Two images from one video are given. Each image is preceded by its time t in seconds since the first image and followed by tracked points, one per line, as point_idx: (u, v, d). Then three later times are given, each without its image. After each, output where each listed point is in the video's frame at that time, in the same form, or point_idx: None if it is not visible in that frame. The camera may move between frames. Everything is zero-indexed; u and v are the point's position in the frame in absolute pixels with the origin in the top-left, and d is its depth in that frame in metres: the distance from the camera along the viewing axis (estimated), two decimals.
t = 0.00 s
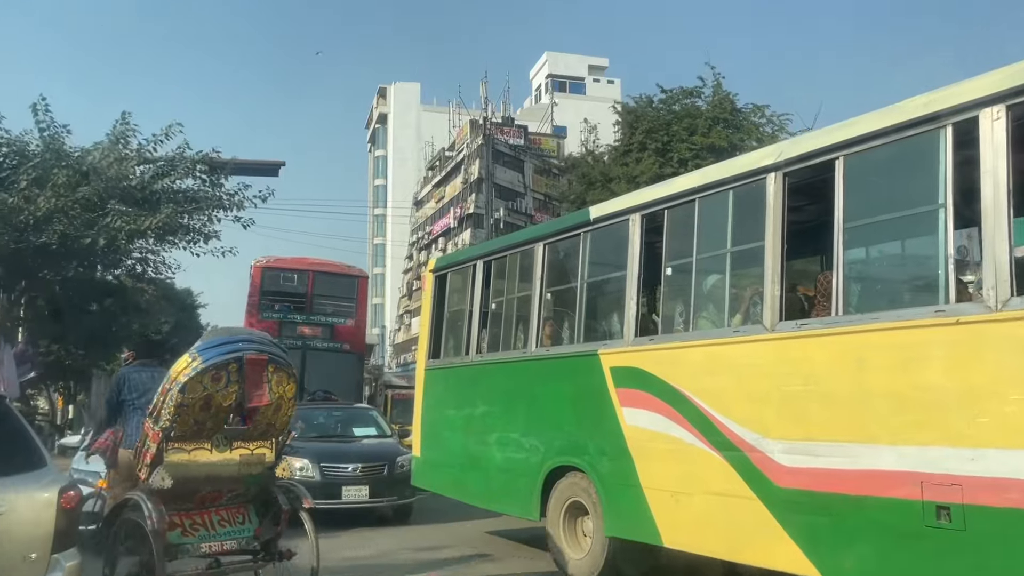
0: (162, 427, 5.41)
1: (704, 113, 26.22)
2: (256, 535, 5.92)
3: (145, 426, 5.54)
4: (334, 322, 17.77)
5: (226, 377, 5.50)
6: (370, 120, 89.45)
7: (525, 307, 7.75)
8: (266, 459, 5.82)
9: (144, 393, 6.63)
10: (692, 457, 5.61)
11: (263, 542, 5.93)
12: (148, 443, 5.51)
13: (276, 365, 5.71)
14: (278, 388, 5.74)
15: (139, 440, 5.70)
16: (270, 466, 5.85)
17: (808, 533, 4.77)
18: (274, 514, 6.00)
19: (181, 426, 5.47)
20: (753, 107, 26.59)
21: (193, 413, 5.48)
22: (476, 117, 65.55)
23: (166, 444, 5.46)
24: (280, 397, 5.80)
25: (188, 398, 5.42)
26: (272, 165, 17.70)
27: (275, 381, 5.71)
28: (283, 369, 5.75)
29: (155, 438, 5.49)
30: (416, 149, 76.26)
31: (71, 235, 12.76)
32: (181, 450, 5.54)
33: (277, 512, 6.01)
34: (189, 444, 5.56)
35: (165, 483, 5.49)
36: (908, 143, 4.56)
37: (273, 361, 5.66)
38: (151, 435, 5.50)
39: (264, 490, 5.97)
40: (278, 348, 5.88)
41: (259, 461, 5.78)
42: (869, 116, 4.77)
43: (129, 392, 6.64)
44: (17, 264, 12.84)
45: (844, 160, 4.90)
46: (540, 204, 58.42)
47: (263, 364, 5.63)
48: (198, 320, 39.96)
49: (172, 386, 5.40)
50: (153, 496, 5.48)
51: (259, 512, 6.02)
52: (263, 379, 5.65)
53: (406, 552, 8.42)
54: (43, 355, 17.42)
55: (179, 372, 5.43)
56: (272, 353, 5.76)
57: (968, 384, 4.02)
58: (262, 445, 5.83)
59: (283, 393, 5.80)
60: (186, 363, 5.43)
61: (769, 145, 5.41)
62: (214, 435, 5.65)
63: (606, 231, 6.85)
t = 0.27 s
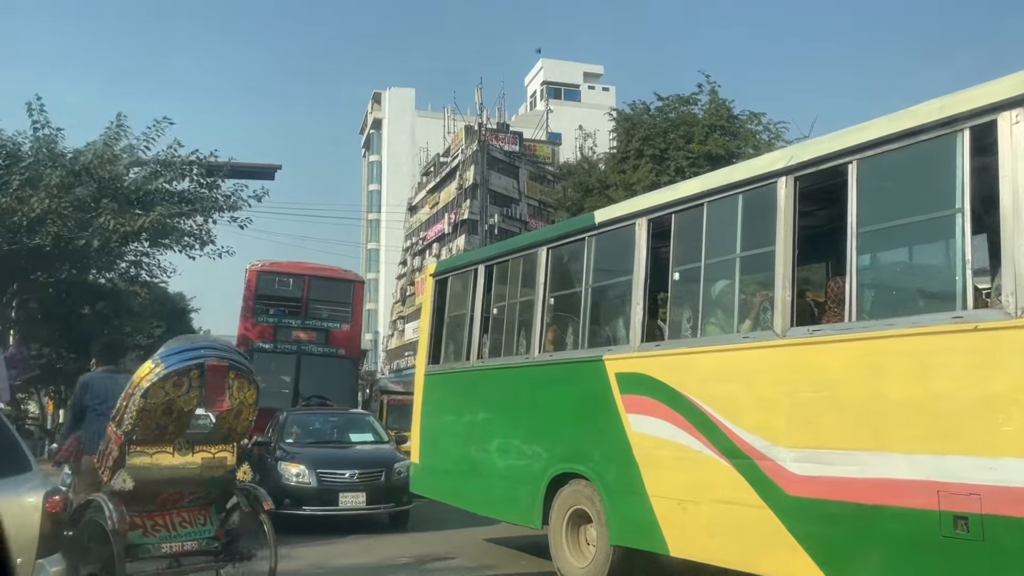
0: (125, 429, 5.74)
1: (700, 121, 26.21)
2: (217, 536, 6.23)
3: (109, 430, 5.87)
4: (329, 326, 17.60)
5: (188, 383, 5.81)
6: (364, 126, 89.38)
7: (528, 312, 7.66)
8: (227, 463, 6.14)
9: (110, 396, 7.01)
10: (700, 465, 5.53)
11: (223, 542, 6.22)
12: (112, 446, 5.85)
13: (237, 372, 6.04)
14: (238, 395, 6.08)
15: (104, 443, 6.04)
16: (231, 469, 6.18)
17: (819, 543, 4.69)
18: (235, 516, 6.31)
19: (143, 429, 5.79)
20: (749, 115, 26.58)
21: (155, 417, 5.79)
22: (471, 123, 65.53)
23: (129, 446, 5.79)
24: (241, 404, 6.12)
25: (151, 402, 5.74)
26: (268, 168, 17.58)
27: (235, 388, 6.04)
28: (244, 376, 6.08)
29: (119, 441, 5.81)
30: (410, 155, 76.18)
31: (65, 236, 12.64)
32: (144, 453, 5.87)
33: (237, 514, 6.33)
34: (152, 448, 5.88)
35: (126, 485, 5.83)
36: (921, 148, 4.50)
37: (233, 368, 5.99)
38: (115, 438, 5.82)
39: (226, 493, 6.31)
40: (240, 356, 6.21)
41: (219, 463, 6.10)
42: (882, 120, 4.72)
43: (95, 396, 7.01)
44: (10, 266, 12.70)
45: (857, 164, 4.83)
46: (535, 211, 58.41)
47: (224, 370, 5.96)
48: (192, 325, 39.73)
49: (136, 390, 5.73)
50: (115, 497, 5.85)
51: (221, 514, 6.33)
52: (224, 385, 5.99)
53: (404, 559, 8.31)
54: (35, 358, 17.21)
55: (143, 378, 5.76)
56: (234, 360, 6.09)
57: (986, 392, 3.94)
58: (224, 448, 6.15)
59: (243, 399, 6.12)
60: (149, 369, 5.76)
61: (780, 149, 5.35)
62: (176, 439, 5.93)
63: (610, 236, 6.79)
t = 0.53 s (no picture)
0: (86, 426, 5.91)
1: (693, 123, 26.19)
2: (178, 531, 6.31)
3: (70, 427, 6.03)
4: (321, 325, 17.42)
5: (149, 381, 6.00)
6: (352, 127, 88.78)
7: (528, 312, 7.56)
8: (187, 459, 6.35)
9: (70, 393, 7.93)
10: (706, 467, 5.45)
11: (183, 537, 6.29)
12: (72, 443, 5.99)
13: (197, 372, 6.24)
14: (197, 394, 6.29)
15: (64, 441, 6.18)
16: (191, 465, 6.39)
17: (829, 547, 4.61)
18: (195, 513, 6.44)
19: (104, 426, 5.97)
20: (742, 117, 26.58)
21: (116, 414, 5.97)
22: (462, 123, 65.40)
23: (90, 443, 5.96)
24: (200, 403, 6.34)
25: (112, 399, 5.92)
26: (260, 165, 17.41)
27: (195, 387, 6.24)
28: (204, 375, 6.28)
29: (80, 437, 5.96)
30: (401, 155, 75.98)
31: (55, 231, 12.45)
32: (104, 449, 6.04)
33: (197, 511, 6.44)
34: (112, 444, 6.06)
35: (86, 480, 5.98)
36: (936, 147, 4.43)
37: (194, 367, 6.20)
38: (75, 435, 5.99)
39: (186, 487, 6.43)
40: (199, 355, 6.41)
41: (179, 459, 6.32)
42: (896, 118, 4.65)
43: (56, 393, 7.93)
44: None
45: (870, 162, 4.77)
46: (526, 212, 58.31)
47: (184, 368, 6.16)
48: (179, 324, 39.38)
49: (98, 388, 5.90)
50: (75, 492, 5.96)
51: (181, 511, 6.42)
52: (183, 384, 6.19)
53: (399, 561, 8.19)
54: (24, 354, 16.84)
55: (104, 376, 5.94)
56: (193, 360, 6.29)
57: (1004, 393, 3.88)
58: (183, 445, 6.36)
59: (203, 397, 6.33)
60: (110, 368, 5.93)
61: (790, 147, 5.29)
62: (136, 436, 6.13)
63: (613, 234, 6.70)
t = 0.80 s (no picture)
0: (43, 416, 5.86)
1: (686, 121, 26.15)
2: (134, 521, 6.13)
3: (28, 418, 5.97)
4: (311, 319, 17.27)
5: (107, 372, 5.96)
6: (341, 120, 88.27)
7: (526, 306, 7.46)
8: (145, 450, 6.29)
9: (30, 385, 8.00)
10: (709, 465, 5.37)
11: (140, 525, 6.11)
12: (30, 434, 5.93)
13: (156, 365, 6.18)
14: (155, 387, 6.24)
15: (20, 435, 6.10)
16: (150, 457, 6.33)
17: (836, 547, 4.54)
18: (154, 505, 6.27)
19: (61, 417, 5.91)
20: (735, 116, 26.57)
21: (73, 405, 5.92)
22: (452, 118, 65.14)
23: (47, 434, 5.90)
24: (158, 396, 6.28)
25: (70, 390, 5.88)
26: (251, 156, 17.21)
27: (153, 380, 6.19)
28: (163, 368, 6.22)
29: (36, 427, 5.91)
30: (390, 149, 75.61)
31: (42, 219, 12.26)
32: (62, 440, 5.96)
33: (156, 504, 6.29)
34: (70, 435, 5.99)
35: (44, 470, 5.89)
36: (950, 142, 4.37)
37: (153, 360, 6.14)
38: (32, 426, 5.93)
39: (144, 481, 6.32)
40: (157, 348, 6.34)
41: (137, 450, 6.23)
42: (909, 112, 4.59)
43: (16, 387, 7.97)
44: None
45: (881, 157, 4.70)
46: (515, 208, 58.20)
47: (142, 362, 6.10)
48: (166, 316, 39.03)
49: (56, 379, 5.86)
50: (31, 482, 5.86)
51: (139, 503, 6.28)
52: (141, 376, 6.12)
53: (392, 557, 8.08)
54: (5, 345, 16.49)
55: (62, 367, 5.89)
56: (153, 354, 6.23)
57: (1016, 392, 3.83)
58: (142, 437, 6.29)
59: (161, 390, 6.29)
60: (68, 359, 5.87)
61: (799, 142, 5.21)
62: (94, 428, 6.06)
63: (615, 229, 6.61)
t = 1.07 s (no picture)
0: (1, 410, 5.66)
1: (681, 114, 26.04)
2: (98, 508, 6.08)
3: None
4: (303, 308, 17.09)
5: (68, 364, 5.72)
6: (331, 110, 87.71)
7: (528, 297, 7.33)
8: (108, 438, 6.16)
9: None
10: (717, 459, 5.28)
11: (104, 513, 6.08)
12: None
13: (118, 354, 6.06)
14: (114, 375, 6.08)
15: None
16: (112, 444, 6.21)
17: (849, 543, 4.46)
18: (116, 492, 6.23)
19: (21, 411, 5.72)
20: (729, 109, 26.48)
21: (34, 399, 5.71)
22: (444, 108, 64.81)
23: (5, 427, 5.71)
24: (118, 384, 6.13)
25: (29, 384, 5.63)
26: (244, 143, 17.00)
27: (114, 369, 6.06)
28: (125, 357, 6.14)
29: None
30: (381, 139, 75.19)
31: (31, 202, 12.04)
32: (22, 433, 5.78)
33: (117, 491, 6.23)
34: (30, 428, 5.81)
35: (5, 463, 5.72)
36: (972, 131, 4.28)
37: (115, 350, 6.01)
38: None
39: (107, 468, 6.22)
40: (118, 337, 6.22)
41: (99, 441, 6.10)
42: (929, 100, 4.49)
43: None
44: None
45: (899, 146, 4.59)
46: (507, 200, 58.01)
47: (104, 350, 5.94)
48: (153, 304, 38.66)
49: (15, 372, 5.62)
50: None
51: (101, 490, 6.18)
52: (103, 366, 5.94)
53: (388, 549, 7.97)
54: None
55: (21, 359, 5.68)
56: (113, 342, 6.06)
57: None
58: (104, 426, 6.13)
59: (121, 377, 6.18)
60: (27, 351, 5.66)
61: (813, 130, 5.10)
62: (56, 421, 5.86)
63: (620, 218, 6.50)
